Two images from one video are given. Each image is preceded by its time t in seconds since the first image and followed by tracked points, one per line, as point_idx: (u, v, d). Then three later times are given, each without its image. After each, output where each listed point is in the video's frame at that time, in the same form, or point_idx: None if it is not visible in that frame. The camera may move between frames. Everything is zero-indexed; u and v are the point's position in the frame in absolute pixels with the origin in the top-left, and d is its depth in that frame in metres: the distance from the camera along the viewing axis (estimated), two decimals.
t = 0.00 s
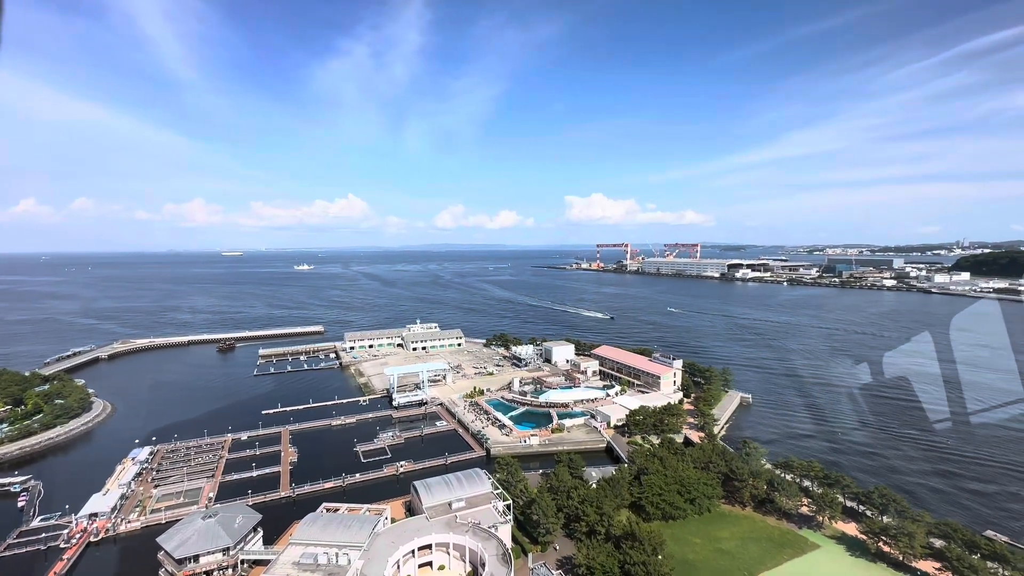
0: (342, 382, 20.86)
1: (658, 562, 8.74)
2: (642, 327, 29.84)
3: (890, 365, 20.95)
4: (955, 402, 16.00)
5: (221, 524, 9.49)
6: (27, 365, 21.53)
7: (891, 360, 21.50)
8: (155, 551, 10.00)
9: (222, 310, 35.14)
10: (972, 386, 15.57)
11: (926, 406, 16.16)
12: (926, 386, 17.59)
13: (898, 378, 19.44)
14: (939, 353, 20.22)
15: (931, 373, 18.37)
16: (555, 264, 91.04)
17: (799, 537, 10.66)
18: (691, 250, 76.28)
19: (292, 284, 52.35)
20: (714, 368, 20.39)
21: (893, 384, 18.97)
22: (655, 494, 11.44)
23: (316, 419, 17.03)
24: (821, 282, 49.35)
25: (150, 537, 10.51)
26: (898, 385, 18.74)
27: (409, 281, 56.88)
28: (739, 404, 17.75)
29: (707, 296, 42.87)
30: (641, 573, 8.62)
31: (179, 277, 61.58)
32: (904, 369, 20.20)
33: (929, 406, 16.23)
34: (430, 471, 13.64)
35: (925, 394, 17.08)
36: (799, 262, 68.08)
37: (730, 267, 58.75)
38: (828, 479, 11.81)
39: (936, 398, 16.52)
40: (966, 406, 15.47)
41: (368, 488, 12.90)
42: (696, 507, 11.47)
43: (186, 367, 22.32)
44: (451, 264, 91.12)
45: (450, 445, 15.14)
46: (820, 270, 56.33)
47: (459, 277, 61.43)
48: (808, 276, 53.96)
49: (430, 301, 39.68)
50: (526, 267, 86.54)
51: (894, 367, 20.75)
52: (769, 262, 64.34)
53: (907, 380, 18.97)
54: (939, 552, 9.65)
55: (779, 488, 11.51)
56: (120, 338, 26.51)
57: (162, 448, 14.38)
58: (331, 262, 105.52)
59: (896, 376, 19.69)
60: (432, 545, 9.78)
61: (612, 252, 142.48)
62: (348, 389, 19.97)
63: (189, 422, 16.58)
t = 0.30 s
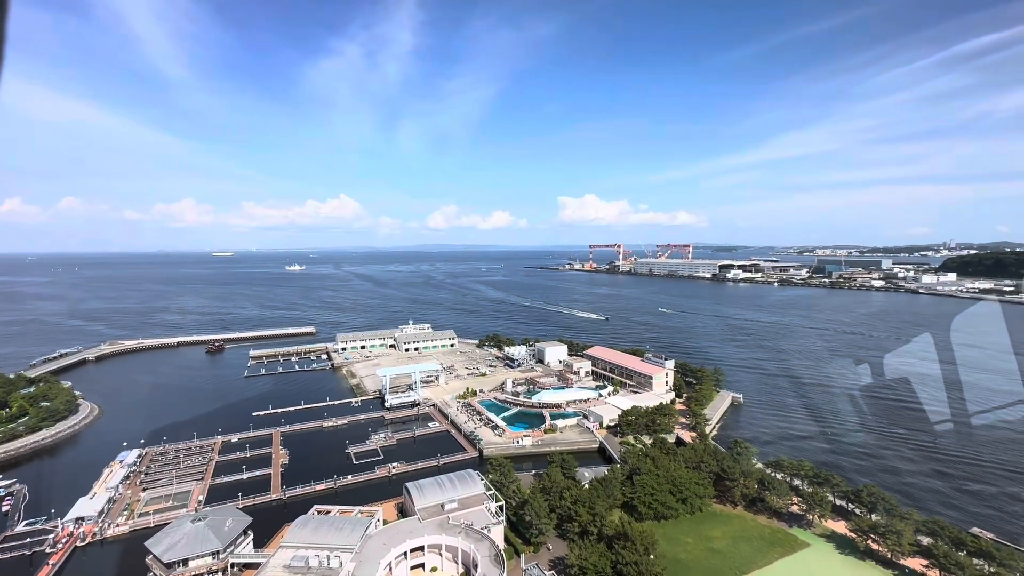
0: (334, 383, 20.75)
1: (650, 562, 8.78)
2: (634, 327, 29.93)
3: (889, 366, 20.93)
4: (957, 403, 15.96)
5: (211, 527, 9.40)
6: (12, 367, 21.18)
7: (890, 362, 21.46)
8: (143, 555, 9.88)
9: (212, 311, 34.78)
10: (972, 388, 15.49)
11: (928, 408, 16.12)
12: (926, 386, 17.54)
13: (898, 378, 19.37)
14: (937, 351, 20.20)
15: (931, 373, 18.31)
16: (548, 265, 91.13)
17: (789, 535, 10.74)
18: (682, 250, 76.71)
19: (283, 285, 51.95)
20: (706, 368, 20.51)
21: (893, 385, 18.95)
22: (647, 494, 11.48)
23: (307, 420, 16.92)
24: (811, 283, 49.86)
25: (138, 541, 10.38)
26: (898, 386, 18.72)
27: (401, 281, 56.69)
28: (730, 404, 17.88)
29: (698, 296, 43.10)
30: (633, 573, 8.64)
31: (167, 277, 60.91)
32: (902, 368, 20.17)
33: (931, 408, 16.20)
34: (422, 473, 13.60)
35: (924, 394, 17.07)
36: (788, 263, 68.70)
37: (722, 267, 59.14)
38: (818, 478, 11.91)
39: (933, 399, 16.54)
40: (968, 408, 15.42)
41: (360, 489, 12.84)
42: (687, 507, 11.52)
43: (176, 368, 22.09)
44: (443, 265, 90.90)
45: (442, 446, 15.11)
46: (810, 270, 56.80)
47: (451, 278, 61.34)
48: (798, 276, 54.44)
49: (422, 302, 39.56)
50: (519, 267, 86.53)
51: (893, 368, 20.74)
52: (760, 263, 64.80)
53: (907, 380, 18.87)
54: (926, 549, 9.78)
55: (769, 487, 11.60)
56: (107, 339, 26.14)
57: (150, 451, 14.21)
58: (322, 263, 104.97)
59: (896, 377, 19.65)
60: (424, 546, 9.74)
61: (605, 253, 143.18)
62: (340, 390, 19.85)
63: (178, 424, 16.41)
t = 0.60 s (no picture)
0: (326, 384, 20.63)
1: (641, 561, 8.80)
2: (627, 328, 30.02)
3: (890, 367, 20.94)
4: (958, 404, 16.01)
5: (200, 530, 9.28)
6: None
7: (890, 364, 21.47)
8: (131, 559, 9.74)
9: (201, 312, 34.41)
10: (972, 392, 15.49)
11: (928, 410, 16.17)
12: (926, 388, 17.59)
13: (899, 379, 19.35)
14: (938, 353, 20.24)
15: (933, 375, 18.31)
16: (540, 266, 91.20)
17: (779, 534, 10.83)
18: (674, 251, 77.15)
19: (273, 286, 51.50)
20: (698, 369, 20.63)
21: (893, 387, 19.01)
22: (639, 494, 11.52)
23: (298, 422, 16.80)
24: (800, 284, 50.32)
25: (126, 545, 10.23)
26: (899, 386, 18.74)
27: (393, 282, 56.48)
28: (722, 404, 17.99)
29: (690, 297, 43.33)
30: (626, 573, 8.66)
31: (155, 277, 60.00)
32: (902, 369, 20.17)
33: (931, 409, 16.26)
34: (414, 474, 13.55)
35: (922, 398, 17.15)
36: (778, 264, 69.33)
37: (713, 268, 59.51)
38: (808, 477, 12.02)
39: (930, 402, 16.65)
40: (968, 409, 15.43)
41: (352, 491, 12.76)
42: (679, 506, 11.57)
43: (164, 370, 21.82)
44: (436, 266, 90.62)
45: (434, 448, 15.06)
46: (800, 271, 57.32)
47: (444, 279, 61.24)
48: (788, 277, 54.93)
49: (414, 302, 39.41)
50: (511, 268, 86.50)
51: (894, 368, 20.72)
52: (750, 264, 65.31)
53: (908, 381, 18.87)
54: (913, 546, 9.89)
55: (760, 486, 11.69)
56: (94, 341, 25.79)
57: (138, 454, 14.02)
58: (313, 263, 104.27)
59: (896, 378, 19.67)
60: (416, 548, 9.70)
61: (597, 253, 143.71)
62: (331, 392, 19.73)
63: (167, 427, 16.21)
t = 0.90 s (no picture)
0: (317, 385, 20.47)
1: (633, 561, 8.82)
2: (619, 328, 30.11)
3: (891, 368, 20.92)
4: (958, 404, 16.15)
5: (188, 534, 9.16)
6: None
7: (890, 364, 21.47)
8: (117, 564, 9.59)
9: (190, 313, 34.00)
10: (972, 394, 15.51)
11: (928, 410, 16.31)
12: (927, 389, 17.71)
13: (900, 380, 19.35)
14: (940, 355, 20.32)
15: (933, 376, 18.44)
16: (533, 266, 91.24)
17: (769, 532, 10.92)
18: (665, 252, 77.60)
19: (263, 286, 51.05)
20: (689, 369, 20.74)
21: (892, 386, 19.14)
22: (631, 494, 11.55)
23: (289, 423, 16.66)
24: (790, 284, 50.79)
25: (112, 550, 10.08)
26: (898, 386, 18.86)
27: (384, 283, 56.23)
28: (713, 403, 18.10)
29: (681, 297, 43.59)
30: (617, 573, 8.68)
31: (142, 278, 59.43)
32: (903, 370, 20.18)
33: (930, 409, 16.41)
34: (406, 476, 13.48)
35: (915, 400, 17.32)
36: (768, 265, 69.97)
37: (704, 268, 59.90)
38: (797, 475, 12.14)
39: (925, 403, 16.84)
40: (967, 409, 15.62)
41: (343, 494, 12.67)
42: (670, 506, 11.62)
43: (152, 372, 21.54)
44: (428, 266, 90.34)
45: (426, 449, 15.00)
46: (789, 271, 57.87)
47: (435, 280, 61.07)
48: (777, 277, 55.45)
49: (406, 303, 39.25)
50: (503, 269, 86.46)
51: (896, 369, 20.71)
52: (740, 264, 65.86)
53: (908, 381, 19.01)
54: (900, 543, 10.02)
55: (750, 485, 11.77)
56: (80, 342, 25.41)
57: (125, 457, 13.82)
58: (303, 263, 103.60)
59: (896, 378, 19.79)
60: (407, 550, 9.65)
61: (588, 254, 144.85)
62: (322, 393, 19.60)
63: (154, 429, 16.00)
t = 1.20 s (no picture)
0: (307, 387, 20.31)
1: (624, 560, 8.85)
2: (610, 329, 30.20)
3: (889, 370, 20.97)
4: (955, 405, 16.26)
5: (175, 539, 9.01)
6: None
7: (889, 365, 21.52)
8: (101, 570, 9.43)
9: (176, 314, 33.51)
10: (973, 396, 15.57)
11: (926, 411, 16.42)
12: (925, 390, 17.82)
13: (899, 381, 19.36)
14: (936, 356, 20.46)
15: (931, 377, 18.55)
16: (524, 266, 91.32)
17: (758, 530, 11.02)
18: (655, 253, 78.06)
19: (251, 287, 50.46)
20: (679, 369, 20.88)
21: (889, 387, 19.28)
22: (622, 493, 11.59)
23: (278, 425, 16.51)
24: (779, 284, 51.37)
25: (96, 556, 9.90)
26: (894, 386, 18.99)
27: (375, 283, 55.88)
28: (703, 403, 18.24)
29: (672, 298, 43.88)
30: (608, 573, 8.71)
31: (130, 279, 58.94)
32: (901, 371, 20.25)
33: (929, 410, 16.51)
34: (396, 477, 13.42)
35: (901, 400, 17.62)
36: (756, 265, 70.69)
37: (694, 269, 60.32)
38: (786, 474, 12.28)
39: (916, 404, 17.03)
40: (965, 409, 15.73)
41: (333, 496, 12.58)
42: (661, 505, 11.68)
43: (137, 374, 21.21)
44: (419, 266, 89.96)
45: (417, 450, 14.94)
46: (778, 271, 58.49)
47: (426, 280, 60.92)
48: (766, 278, 56.05)
49: (396, 304, 39.04)
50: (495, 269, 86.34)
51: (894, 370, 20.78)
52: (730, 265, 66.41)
53: (906, 382, 19.11)
54: (886, 540, 10.17)
55: (739, 484, 11.87)
56: (64, 344, 25.00)
57: (110, 460, 13.60)
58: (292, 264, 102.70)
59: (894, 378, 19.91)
60: (398, 552, 9.60)
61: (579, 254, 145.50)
62: (312, 394, 19.45)
63: (140, 433, 15.76)
